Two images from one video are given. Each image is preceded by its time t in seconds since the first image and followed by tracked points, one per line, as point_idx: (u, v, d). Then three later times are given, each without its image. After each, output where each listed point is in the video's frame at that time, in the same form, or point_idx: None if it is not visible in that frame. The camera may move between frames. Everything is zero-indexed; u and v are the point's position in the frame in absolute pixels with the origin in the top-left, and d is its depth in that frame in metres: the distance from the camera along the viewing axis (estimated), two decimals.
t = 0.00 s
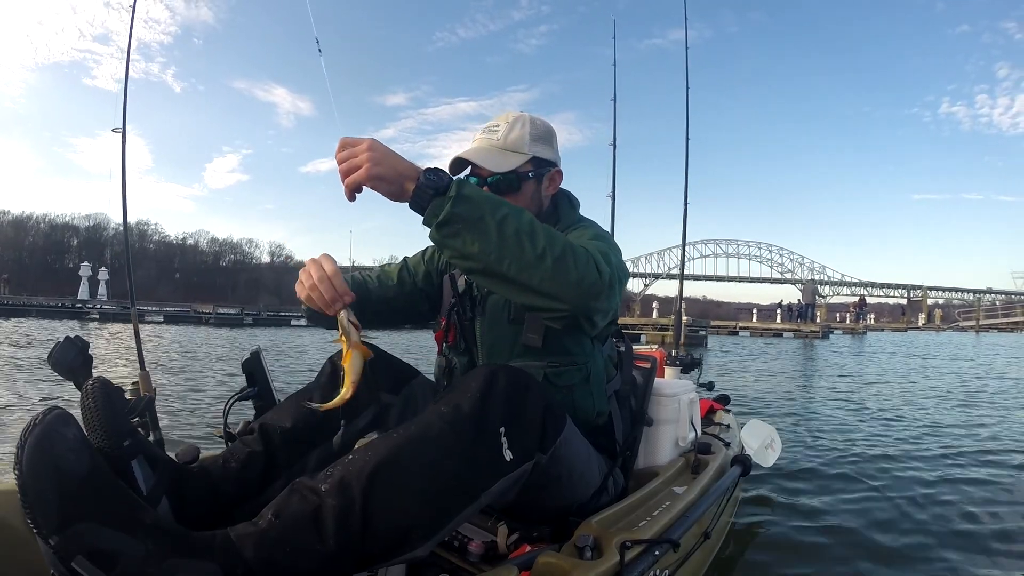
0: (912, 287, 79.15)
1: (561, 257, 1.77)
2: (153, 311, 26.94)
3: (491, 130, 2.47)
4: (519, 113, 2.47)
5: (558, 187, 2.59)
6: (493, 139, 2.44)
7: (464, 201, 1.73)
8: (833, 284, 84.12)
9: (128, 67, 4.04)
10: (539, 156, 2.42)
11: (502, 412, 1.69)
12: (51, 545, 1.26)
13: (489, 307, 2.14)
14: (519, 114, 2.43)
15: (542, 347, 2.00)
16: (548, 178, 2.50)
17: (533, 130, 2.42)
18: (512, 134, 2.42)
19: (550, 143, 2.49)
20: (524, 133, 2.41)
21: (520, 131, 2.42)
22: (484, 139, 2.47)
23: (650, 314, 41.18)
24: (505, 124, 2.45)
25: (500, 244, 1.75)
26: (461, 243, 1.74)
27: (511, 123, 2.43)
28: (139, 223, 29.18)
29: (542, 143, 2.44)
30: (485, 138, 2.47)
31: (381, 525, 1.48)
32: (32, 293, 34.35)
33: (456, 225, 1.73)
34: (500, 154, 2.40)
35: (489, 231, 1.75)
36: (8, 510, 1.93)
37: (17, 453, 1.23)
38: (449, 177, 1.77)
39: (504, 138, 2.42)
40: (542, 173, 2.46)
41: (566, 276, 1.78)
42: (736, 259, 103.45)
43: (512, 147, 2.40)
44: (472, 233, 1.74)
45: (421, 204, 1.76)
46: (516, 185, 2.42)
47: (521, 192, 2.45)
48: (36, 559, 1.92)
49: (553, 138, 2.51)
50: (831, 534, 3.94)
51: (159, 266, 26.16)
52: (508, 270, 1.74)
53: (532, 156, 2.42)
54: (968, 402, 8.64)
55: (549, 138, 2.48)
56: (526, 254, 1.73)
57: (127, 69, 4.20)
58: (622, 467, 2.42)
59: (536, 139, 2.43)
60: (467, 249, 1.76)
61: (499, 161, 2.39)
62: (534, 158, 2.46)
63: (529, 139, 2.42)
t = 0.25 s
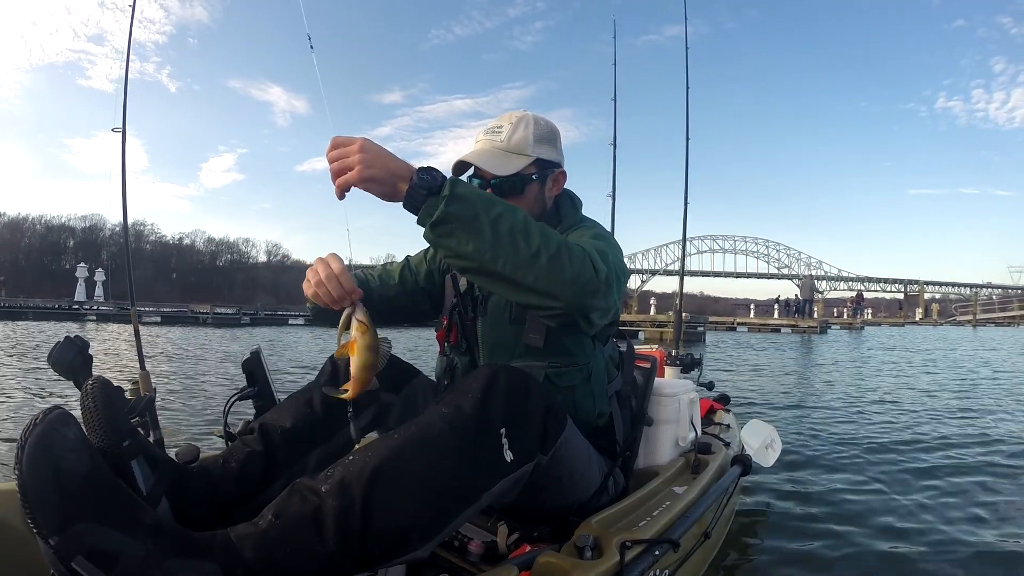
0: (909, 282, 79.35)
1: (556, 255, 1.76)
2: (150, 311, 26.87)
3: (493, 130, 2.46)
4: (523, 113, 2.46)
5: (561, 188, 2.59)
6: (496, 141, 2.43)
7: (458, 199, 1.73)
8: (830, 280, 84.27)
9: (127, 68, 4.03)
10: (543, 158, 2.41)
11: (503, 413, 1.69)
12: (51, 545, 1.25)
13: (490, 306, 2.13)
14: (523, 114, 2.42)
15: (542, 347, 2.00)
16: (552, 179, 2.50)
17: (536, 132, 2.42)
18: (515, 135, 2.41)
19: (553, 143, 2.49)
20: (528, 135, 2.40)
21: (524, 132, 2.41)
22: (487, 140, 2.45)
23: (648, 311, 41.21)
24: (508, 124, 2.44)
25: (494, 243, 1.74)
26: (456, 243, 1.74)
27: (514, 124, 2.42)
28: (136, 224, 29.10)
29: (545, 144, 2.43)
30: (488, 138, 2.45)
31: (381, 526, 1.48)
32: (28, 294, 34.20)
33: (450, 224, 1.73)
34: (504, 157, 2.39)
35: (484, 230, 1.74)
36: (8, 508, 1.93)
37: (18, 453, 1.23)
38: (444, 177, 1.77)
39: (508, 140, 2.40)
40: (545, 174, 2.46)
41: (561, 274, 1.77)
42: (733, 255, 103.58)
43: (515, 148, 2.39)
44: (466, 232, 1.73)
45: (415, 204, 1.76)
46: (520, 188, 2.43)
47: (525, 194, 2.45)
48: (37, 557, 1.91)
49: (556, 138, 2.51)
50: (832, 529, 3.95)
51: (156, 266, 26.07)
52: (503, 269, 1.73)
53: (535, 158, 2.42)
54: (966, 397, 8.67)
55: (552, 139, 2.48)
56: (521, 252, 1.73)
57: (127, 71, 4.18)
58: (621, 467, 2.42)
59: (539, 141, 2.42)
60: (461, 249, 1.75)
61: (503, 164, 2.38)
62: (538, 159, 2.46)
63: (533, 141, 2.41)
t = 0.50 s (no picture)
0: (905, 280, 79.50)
1: (567, 266, 1.77)
2: (147, 313, 26.78)
3: (498, 130, 2.46)
4: (528, 114, 2.46)
5: (564, 189, 2.61)
6: (502, 141, 2.43)
7: (471, 210, 1.74)
8: (827, 279, 84.40)
9: (127, 68, 4.01)
10: (548, 159, 2.42)
11: (503, 414, 1.68)
12: (51, 545, 1.25)
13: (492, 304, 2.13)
14: (528, 115, 2.42)
15: (543, 345, 2.00)
16: (555, 179, 2.51)
17: (541, 133, 2.42)
18: (521, 136, 2.41)
19: (557, 144, 2.50)
20: (534, 135, 2.40)
21: (529, 133, 2.41)
22: (492, 140, 2.46)
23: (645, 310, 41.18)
24: (514, 125, 2.45)
25: (507, 255, 1.75)
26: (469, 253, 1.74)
27: (520, 124, 2.43)
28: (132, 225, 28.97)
29: (550, 145, 2.44)
30: (493, 138, 2.46)
31: (381, 526, 1.47)
32: (24, 295, 34.04)
33: (463, 234, 1.74)
34: (509, 157, 2.40)
35: (497, 240, 1.75)
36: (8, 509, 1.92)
37: (17, 453, 1.23)
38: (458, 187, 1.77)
39: (513, 140, 2.41)
40: (550, 174, 2.47)
41: (572, 286, 1.78)
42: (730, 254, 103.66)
43: (520, 149, 2.40)
44: (478, 242, 1.74)
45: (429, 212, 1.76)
46: (524, 187, 2.44)
47: (529, 194, 2.46)
48: (37, 559, 1.90)
49: (561, 140, 2.52)
50: (831, 528, 3.95)
51: (152, 267, 25.96)
52: (514, 280, 1.74)
53: (540, 159, 2.43)
54: (963, 395, 8.71)
55: (557, 140, 2.49)
56: (532, 263, 1.74)
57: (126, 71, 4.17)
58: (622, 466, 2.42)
59: (545, 141, 2.43)
60: (474, 259, 1.76)
61: (508, 164, 2.40)
62: (542, 160, 2.47)
63: (538, 141, 2.41)
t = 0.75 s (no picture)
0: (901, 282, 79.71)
1: (606, 352, 1.79)
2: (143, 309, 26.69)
3: (503, 130, 2.51)
4: (533, 115, 2.51)
5: (567, 189, 2.62)
6: (506, 139, 2.47)
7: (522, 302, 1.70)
8: (823, 280, 84.59)
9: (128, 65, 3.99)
10: (551, 158, 2.45)
11: (504, 413, 1.68)
12: (51, 545, 1.25)
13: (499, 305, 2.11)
14: (532, 115, 2.46)
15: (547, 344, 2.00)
16: (558, 178, 2.53)
17: (545, 131, 2.46)
18: (524, 134, 2.45)
19: (561, 144, 2.53)
20: (537, 133, 2.44)
21: (532, 132, 2.45)
22: (497, 138, 2.50)
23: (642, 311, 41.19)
24: (518, 124, 2.49)
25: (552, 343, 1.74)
26: (516, 342, 1.73)
27: (524, 123, 2.47)
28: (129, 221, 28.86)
29: (553, 144, 2.47)
30: (498, 137, 2.50)
31: (382, 527, 1.47)
32: (19, 291, 33.88)
33: (512, 327, 1.71)
34: (512, 154, 2.43)
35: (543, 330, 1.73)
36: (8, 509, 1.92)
37: (17, 452, 1.22)
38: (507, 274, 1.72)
39: (517, 138, 2.45)
40: (552, 172, 2.48)
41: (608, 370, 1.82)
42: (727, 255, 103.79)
43: (523, 146, 2.43)
44: (526, 333, 1.72)
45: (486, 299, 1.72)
46: (526, 184, 2.46)
47: (531, 190, 2.47)
48: (37, 558, 1.90)
49: (564, 141, 2.55)
50: (829, 529, 3.96)
51: (149, 264, 25.86)
52: (557, 368, 1.75)
53: (542, 157, 2.45)
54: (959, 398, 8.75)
55: (561, 140, 2.51)
56: (575, 352, 1.75)
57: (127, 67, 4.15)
58: (622, 466, 2.42)
59: (548, 141, 2.46)
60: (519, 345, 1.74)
61: (512, 161, 2.43)
62: (545, 159, 2.50)
63: (541, 140, 2.45)
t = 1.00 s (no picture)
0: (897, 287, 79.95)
1: (603, 368, 1.80)
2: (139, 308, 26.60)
3: (511, 129, 2.53)
4: (540, 115, 2.53)
5: (572, 190, 2.64)
6: (514, 138, 2.49)
7: (515, 333, 1.71)
8: (819, 284, 84.79)
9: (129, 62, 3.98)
10: (557, 158, 2.48)
11: (505, 414, 1.68)
12: (51, 545, 1.25)
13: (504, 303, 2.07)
14: (540, 115, 2.49)
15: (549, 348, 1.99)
16: (563, 179, 2.56)
17: (553, 132, 2.49)
18: (532, 134, 2.47)
19: (566, 146, 2.56)
20: (545, 133, 2.47)
21: (540, 131, 2.47)
22: (504, 137, 2.52)
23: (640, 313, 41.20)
24: (526, 123, 2.51)
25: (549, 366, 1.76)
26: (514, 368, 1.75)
27: (532, 123, 2.49)
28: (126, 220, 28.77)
29: (560, 145, 2.50)
30: (505, 135, 2.52)
31: (382, 528, 1.47)
32: (15, 289, 33.74)
33: (509, 355, 1.73)
34: (521, 152, 2.45)
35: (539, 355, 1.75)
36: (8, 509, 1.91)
37: (17, 452, 1.22)
38: (500, 306, 1.71)
39: (525, 138, 2.47)
40: (558, 172, 2.51)
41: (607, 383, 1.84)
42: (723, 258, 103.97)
43: (531, 145, 2.46)
44: (522, 361, 1.74)
45: (480, 333, 1.72)
46: (532, 182, 2.47)
47: (537, 189, 2.49)
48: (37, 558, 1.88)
49: (570, 142, 2.58)
50: (827, 532, 3.97)
51: (145, 263, 25.78)
52: (556, 388, 1.78)
53: (549, 157, 2.48)
54: (956, 401, 8.78)
55: (567, 142, 2.55)
56: (573, 373, 1.77)
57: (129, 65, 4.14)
58: (622, 467, 2.42)
59: (555, 142, 2.49)
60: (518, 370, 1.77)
61: (520, 159, 2.44)
62: (552, 159, 2.52)
63: (548, 140, 2.48)
